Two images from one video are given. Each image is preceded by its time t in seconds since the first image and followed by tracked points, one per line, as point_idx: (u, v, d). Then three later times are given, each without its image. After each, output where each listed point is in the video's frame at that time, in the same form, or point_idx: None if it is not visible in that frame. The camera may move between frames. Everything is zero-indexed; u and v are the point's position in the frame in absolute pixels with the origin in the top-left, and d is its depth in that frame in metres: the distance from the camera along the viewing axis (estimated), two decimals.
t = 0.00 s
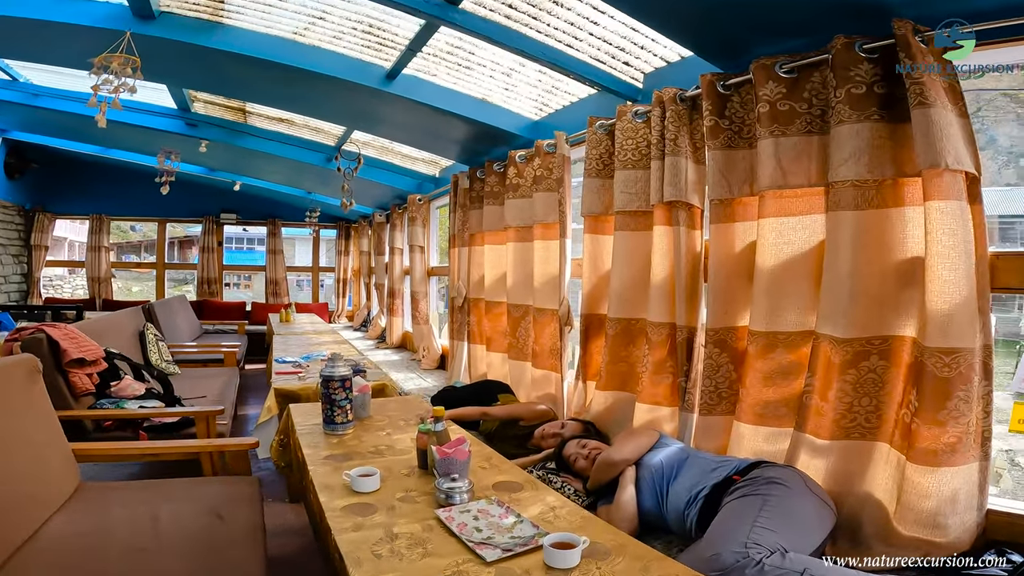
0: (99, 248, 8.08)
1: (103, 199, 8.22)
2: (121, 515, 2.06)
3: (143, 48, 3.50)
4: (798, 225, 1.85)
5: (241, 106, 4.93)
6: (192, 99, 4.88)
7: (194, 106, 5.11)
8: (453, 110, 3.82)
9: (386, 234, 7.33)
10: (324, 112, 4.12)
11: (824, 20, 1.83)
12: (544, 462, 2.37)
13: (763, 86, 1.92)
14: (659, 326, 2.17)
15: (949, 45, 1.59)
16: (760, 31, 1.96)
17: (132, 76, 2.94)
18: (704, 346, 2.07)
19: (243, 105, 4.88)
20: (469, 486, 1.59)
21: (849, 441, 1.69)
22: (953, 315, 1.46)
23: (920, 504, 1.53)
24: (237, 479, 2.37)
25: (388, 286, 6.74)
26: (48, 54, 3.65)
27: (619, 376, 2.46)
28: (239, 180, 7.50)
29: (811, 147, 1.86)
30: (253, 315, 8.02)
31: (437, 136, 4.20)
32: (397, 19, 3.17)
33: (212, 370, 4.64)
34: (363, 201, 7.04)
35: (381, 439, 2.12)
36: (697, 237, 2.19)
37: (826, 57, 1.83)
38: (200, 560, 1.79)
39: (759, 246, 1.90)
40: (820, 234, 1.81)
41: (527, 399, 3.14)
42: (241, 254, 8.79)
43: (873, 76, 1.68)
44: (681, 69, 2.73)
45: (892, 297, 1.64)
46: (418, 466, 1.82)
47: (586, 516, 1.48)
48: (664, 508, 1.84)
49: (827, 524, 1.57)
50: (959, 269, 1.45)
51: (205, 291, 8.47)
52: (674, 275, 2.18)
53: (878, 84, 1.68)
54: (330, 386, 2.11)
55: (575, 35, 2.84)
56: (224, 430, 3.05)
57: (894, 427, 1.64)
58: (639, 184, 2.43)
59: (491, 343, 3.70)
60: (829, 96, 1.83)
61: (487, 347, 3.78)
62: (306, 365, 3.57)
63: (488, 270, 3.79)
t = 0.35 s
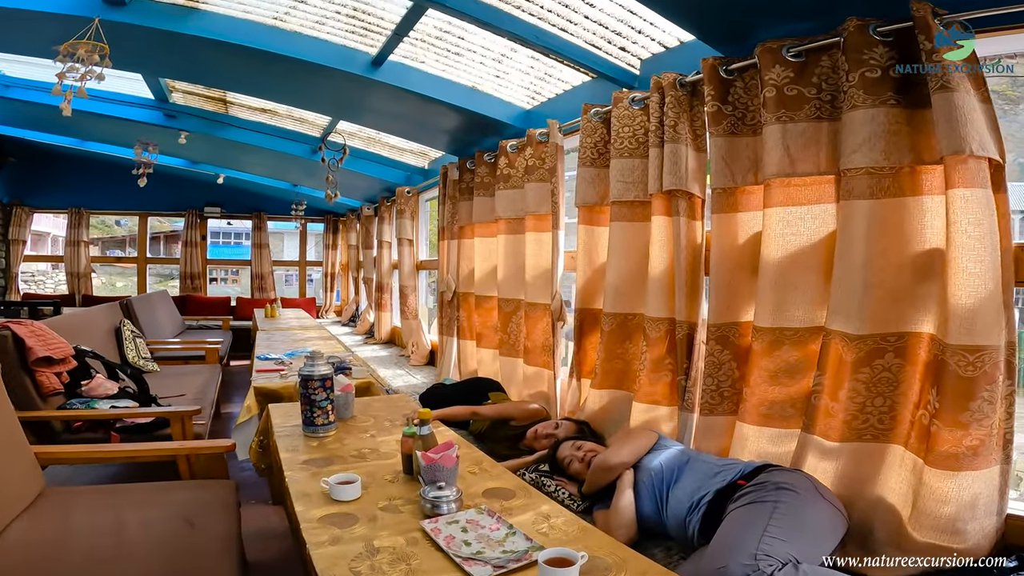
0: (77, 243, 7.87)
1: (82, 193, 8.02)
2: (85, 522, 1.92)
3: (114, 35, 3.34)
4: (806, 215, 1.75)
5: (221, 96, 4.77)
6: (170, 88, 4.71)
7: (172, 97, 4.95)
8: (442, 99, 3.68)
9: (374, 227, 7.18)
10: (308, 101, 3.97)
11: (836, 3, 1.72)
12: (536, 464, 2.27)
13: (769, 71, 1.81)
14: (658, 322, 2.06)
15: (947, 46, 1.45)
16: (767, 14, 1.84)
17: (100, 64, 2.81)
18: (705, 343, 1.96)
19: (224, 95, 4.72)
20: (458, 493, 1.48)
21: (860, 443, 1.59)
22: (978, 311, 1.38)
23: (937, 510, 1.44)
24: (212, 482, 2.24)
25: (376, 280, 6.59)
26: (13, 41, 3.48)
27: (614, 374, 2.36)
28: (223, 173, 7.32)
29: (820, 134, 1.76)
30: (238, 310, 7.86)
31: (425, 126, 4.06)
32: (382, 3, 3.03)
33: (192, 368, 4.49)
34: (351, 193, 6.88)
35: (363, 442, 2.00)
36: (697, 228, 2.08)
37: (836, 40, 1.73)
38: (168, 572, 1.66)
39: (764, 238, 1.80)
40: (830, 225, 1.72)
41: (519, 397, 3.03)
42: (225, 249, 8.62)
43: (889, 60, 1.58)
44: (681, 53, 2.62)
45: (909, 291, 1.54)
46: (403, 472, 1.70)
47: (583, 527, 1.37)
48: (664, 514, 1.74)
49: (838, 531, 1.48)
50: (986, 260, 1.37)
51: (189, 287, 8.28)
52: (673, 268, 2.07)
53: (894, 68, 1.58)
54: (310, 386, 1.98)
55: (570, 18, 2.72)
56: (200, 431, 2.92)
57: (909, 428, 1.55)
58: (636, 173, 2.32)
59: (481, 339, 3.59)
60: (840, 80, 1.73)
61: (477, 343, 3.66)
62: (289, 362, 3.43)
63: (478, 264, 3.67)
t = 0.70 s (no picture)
0: (58, 230, 7.69)
1: (63, 180, 7.82)
2: (40, 521, 1.80)
3: (82, 16, 3.17)
4: (812, 196, 1.63)
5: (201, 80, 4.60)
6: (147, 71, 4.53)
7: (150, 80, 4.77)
8: (429, 80, 3.53)
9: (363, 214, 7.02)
10: (290, 83, 3.82)
11: None
12: (523, 459, 2.15)
13: (771, 46, 1.69)
14: (652, 310, 1.95)
15: (945, 47, 1.37)
16: None
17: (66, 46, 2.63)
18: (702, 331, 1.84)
19: (204, 79, 4.56)
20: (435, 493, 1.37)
21: (866, 439, 1.50)
22: (1000, 298, 1.27)
23: (948, 511, 1.34)
24: (181, 478, 2.12)
25: (364, 267, 6.45)
26: None
27: (606, 364, 2.25)
28: (207, 160, 7.14)
29: (826, 112, 1.64)
30: (223, 298, 7.73)
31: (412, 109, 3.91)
32: None
33: (172, 358, 4.36)
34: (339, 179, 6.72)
35: (340, 436, 1.88)
36: (694, 210, 1.97)
37: (844, 14, 1.61)
38: None
39: (765, 220, 1.69)
40: (837, 206, 1.61)
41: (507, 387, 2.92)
42: (212, 237, 8.44)
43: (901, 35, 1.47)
44: (677, 30, 2.49)
45: (923, 277, 1.44)
46: (379, 468, 1.59)
47: (570, 532, 1.26)
48: (658, 514, 1.65)
49: (844, 533, 1.39)
50: (1010, 244, 1.27)
51: (174, 275, 8.11)
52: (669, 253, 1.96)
53: (908, 43, 1.46)
54: (282, 377, 1.85)
55: None
56: (174, 423, 2.79)
57: (920, 424, 1.45)
58: (631, 154, 2.20)
59: (469, 327, 3.48)
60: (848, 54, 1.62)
61: (465, 331, 3.55)
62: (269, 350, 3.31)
63: (466, 250, 3.55)
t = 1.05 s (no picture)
0: (36, 213, 7.46)
1: (39, 161, 7.57)
2: None
3: None
4: (830, 169, 1.45)
5: (174, 57, 4.37)
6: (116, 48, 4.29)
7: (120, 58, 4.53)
8: (413, 52, 3.29)
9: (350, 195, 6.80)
10: (266, 58, 3.59)
11: None
12: (506, 457, 2.02)
13: (783, 6, 1.47)
14: (647, 294, 1.77)
15: (944, 47, 1.24)
16: None
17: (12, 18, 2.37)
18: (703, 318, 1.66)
19: (177, 56, 4.33)
20: (399, 500, 1.20)
21: (887, 441, 1.33)
22: None
23: (979, 523, 1.19)
24: (134, 473, 1.95)
25: (351, 249, 6.25)
26: None
27: (598, 352, 2.08)
28: (188, 141, 6.90)
29: (846, 78, 1.44)
30: (208, 282, 7.53)
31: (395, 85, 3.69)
32: None
33: (148, 343, 4.18)
34: (325, 159, 6.49)
35: (304, 431, 1.71)
36: (696, 185, 1.79)
37: None
38: None
39: (777, 195, 1.51)
40: (859, 179, 1.43)
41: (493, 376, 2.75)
42: (196, 221, 8.22)
43: None
44: None
45: (959, 259, 1.26)
46: (342, 468, 1.42)
47: (550, 549, 1.10)
48: (653, 521, 1.48)
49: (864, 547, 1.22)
50: None
51: (156, 258, 7.89)
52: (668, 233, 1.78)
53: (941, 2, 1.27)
54: (238, 367, 1.67)
55: None
56: (137, 413, 2.62)
57: (951, 425, 1.28)
58: (625, 126, 2.00)
59: (455, 312, 3.30)
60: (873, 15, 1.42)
61: (451, 316, 3.37)
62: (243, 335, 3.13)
63: (452, 230, 3.36)
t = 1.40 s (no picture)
0: (15, 195, 7.20)
1: (16, 142, 7.29)
2: None
3: None
4: (871, 130, 1.23)
5: (145, 31, 4.12)
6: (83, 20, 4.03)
7: (88, 32, 4.27)
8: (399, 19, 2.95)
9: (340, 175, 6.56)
10: (240, 27, 3.34)
11: None
12: (494, 455, 1.82)
13: None
14: (653, 274, 1.56)
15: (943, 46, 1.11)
16: None
17: None
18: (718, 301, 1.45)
19: (148, 29, 4.07)
20: (354, 514, 1.00)
21: (936, 444, 1.14)
22: None
23: None
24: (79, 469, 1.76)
25: (340, 229, 6.03)
26: None
27: (596, 338, 1.88)
28: (171, 121, 6.62)
29: (891, 29, 1.22)
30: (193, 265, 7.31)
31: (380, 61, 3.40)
32: None
33: (122, 327, 3.96)
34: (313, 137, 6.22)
35: (261, 425, 1.51)
36: (710, 151, 1.56)
37: None
38: None
39: (807, 160, 1.29)
40: (909, 143, 1.21)
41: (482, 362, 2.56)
42: (182, 203, 7.98)
43: None
44: None
45: None
46: (296, 472, 1.22)
47: None
48: (659, 534, 1.29)
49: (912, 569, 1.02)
50: None
51: (140, 240, 7.66)
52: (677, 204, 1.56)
53: None
54: (183, 355, 1.45)
55: None
56: (95, 403, 2.39)
57: (1014, 427, 1.08)
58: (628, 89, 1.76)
59: (442, 294, 3.09)
60: None
61: (438, 298, 3.17)
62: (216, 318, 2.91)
63: (439, 207, 3.15)
